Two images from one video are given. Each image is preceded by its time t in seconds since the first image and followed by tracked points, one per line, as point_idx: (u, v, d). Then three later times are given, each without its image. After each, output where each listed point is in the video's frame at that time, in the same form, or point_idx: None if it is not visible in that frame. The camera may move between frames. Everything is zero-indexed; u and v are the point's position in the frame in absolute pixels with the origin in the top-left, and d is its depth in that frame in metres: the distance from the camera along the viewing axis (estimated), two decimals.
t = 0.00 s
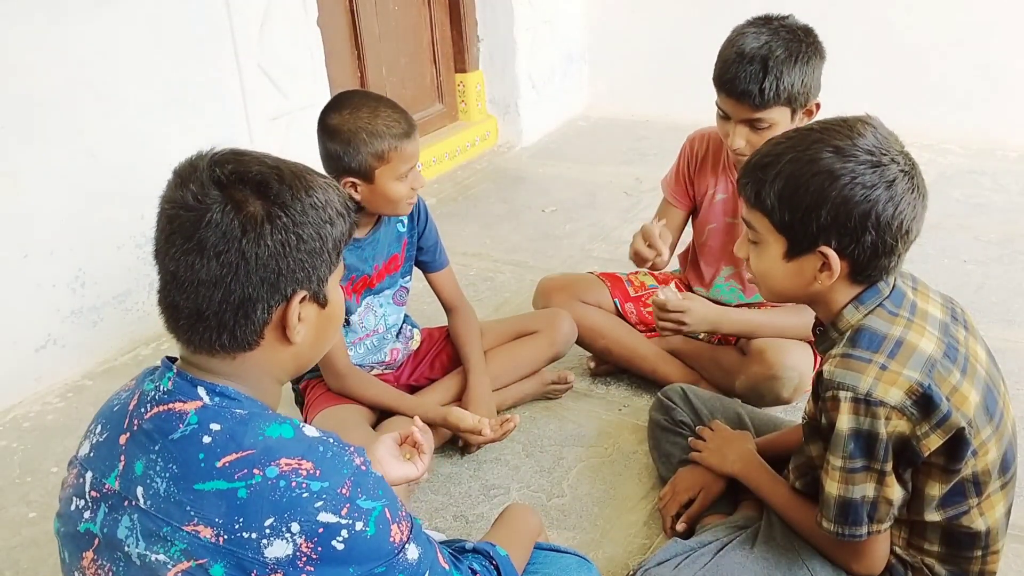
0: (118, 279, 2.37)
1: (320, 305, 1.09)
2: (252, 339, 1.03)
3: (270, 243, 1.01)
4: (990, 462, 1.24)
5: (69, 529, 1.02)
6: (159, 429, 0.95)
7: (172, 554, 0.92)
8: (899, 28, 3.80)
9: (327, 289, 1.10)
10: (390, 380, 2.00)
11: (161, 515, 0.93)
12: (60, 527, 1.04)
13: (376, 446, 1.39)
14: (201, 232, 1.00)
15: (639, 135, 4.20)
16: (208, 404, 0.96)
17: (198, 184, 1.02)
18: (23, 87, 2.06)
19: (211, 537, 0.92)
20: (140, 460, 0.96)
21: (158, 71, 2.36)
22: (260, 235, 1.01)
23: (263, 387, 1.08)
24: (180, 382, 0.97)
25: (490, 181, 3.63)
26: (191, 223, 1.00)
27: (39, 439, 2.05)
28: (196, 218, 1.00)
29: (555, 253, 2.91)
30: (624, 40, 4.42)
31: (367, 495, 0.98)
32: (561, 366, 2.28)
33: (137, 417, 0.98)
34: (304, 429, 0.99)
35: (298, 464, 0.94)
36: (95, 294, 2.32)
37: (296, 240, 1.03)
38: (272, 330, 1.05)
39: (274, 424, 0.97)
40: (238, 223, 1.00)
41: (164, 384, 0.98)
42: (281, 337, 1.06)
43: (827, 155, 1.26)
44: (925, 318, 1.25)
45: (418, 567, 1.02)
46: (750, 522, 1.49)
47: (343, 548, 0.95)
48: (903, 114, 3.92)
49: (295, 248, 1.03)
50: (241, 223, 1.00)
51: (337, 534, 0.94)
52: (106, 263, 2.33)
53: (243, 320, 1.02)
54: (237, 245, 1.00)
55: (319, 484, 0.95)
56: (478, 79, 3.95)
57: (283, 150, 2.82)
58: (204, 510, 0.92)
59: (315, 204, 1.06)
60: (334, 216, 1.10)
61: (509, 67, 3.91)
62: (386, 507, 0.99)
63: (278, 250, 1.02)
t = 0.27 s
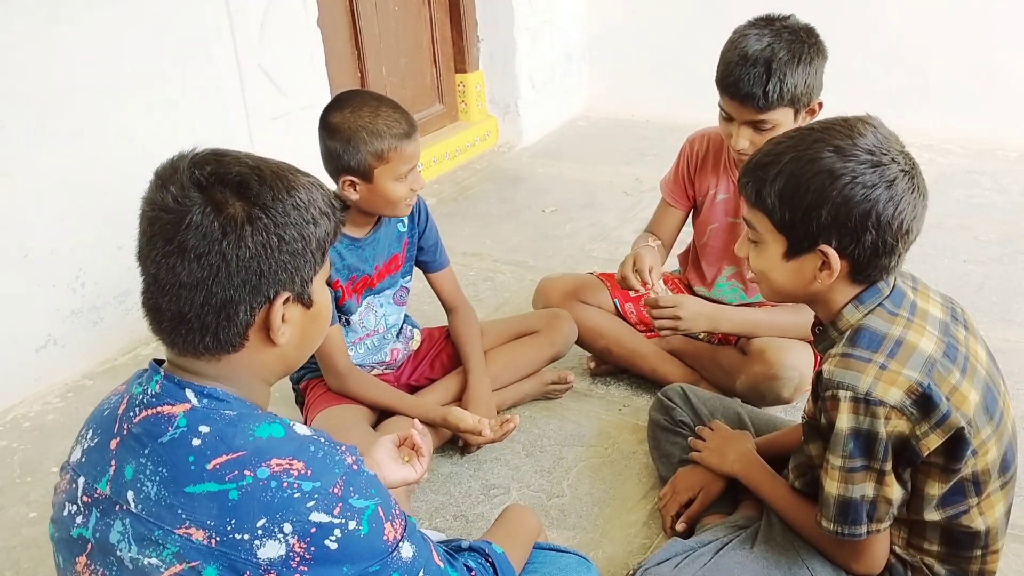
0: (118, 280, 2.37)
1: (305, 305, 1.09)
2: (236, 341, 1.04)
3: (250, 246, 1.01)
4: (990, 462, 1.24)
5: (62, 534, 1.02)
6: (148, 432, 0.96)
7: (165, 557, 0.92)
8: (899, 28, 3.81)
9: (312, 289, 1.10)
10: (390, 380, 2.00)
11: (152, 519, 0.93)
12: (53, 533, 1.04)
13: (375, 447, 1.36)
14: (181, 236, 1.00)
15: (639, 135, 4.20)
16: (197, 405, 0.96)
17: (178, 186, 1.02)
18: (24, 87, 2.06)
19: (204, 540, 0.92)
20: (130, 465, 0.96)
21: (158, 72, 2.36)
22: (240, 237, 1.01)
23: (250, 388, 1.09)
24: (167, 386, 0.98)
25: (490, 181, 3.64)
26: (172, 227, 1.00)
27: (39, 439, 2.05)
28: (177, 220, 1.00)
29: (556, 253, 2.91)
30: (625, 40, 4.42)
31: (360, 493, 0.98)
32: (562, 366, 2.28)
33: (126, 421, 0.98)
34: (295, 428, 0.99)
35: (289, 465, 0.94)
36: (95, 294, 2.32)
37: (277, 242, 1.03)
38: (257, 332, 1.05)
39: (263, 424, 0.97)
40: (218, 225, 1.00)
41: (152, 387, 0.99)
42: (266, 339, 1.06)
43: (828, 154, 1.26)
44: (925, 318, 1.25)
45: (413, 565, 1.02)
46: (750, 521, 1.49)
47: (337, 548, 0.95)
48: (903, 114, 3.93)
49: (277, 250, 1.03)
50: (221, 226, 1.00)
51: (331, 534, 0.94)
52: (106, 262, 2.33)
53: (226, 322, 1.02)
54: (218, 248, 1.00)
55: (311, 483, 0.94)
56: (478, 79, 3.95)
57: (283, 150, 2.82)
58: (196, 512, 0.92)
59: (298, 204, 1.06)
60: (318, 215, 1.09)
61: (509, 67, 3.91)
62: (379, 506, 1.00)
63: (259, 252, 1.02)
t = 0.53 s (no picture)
0: (118, 279, 2.37)
1: (295, 309, 1.09)
2: (225, 342, 1.03)
3: (243, 247, 1.01)
4: (990, 461, 1.24)
5: (56, 538, 1.02)
6: (139, 433, 0.96)
7: (158, 557, 0.92)
8: (899, 28, 3.81)
9: (303, 293, 1.10)
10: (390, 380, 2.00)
11: (145, 520, 0.93)
12: (48, 537, 1.04)
13: (374, 446, 1.37)
14: (174, 234, 1.00)
15: (639, 135, 4.20)
16: (187, 406, 0.96)
17: (173, 185, 1.02)
18: (24, 87, 2.06)
19: (197, 539, 0.92)
20: (121, 466, 0.96)
21: (158, 71, 2.36)
22: (233, 238, 1.01)
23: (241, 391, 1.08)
24: (158, 386, 0.98)
25: (490, 181, 3.63)
26: (165, 225, 1.00)
27: (38, 439, 2.05)
28: (170, 219, 1.00)
29: (556, 253, 2.91)
30: (625, 40, 4.42)
31: (352, 491, 0.98)
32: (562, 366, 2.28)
33: (117, 423, 0.98)
34: (286, 426, 0.99)
35: (281, 462, 0.95)
36: (95, 294, 2.32)
37: (270, 244, 1.03)
38: (246, 334, 1.05)
39: (255, 423, 0.97)
40: (212, 225, 1.00)
41: (143, 388, 0.98)
42: (255, 341, 1.06)
43: (826, 155, 1.26)
44: (924, 318, 1.25)
45: (407, 564, 1.02)
46: (750, 522, 1.49)
47: (331, 545, 0.95)
48: (903, 114, 3.92)
49: (270, 252, 1.03)
50: (215, 226, 1.00)
51: (324, 530, 0.95)
52: (106, 262, 2.33)
53: (216, 323, 1.02)
54: (211, 248, 1.00)
55: (304, 481, 0.95)
56: (478, 79, 3.95)
57: (283, 149, 2.82)
58: (188, 512, 0.92)
59: (292, 208, 1.06)
60: (312, 220, 1.09)
61: (509, 67, 3.91)
62: (372, 503, 1.00)
63: (252, 253, 1.02)
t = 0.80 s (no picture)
0: (118, 280, 2.37)
1: (291, 309, 1.09)
2: (221, 340, 1.03)
3: (241, 246, 1.01)
4: (990, 462, 1.24)
5: (54, 536, 1.02)
6: (136, 432, 0.96)
7: (156, 555, 0.92)
8: (899, 28, 3.81)
9: (299, 293, 1.10)
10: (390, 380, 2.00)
11: (144, 517, 0.94)
12: (45, 535, 1.04)
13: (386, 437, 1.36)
14: (172, 231, 1.00)
15: (640, 135, 4.20)
16: (185, 404, 0.96)
17: (173, 182, 1.02)
18: (23, 87, 2.06)
19: (196, 536, 0.92)
20: (119, 465, 0.96)
21: (158, 71, 2.36)
22: (232, 237, 1.01)
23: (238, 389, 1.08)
24: (155, 385, 0.98)
25: (490, 181, 3.63)
26: (164, 222, 1.00)
27: (38, 439, 2.05)
28: (169, 217, 1.00)
29: (556, 253, 2.91)
30: (625, 40, 4.42)
31: (350, 489, 0.98)
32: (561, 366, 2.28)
33: (115, 422, 0.98)
34: (284, 424, 0.99)
35: (280, 459, 0.95)
36: (96, 294, 2.32)
37: (268, 244, 1.03)
38: (242, 333, 1.05)
39: (253, 420, 0.97)
40: (211, 223, 1.00)
41: (140, 387, 0.99)
42: (250, 340, 1.06)
43: (825, 155, 1.27)
44: (923, 318, 1.25)
45: (406, 563, 1.02)
46: (750, 522, 1.49)
47: (329, 543, 0.95)
48: (903, 114, 3.92)
49: (267, 252, 1.03)
50: (214, 224, 1.00)
51: (322, 528, 0.94)
52: (106, 262, 2.33)
53: (211, 321, 1.02)
54: (208, 246, 1.00)
55: (302, 478, 0.95)
56: (478, 79, 3.94)
57: (283, 150, 2.82)
58: (187, 509, 0.92)
59: (290, 208, 1.06)
60: (310, 221, 1.09)
61: (509, 67, 3.91)
62: (370, 501, 1.00)
63: (249, 252, 1.02)
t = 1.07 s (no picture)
0: (118, 280, 2.37)
1: (301, 304, 1.09)
2: (233, 334, 1.03)
3: (256, 239, 1.02)
4: (990, 462, 1.24)
5: (61, 527, 1.01)
6: (146, 424, 0.96)
7: (164, 546, 0.92)
8: (899, 28, 3.81)
9: (309, 289, 1.10)
10: (391, 380, 2.00)
11: (151, 509, 0.93)
12: (52, 527, 1.03)
13: (404, 424, 1.38)
14: (187, 224, 1.00)
15: (640, 135, 4.20)
16: (195, 398, 0.96)
17: (187, 177, 1.02)
18: (23, 88, 2.06)
19: (203, 528, 0.91)
20: (128, 457, 0.96)
21: (158, 71, 2.36)
22: (246, 230, 1.01)
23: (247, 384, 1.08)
24: (166, 377, 0.98)
25: (490, 181, 3.63)
26: (179, 214, 1.00)
27: (38, 439, 2.05)
28: (184, 210, 1.00)
29: (556, 253, 2.91)
30: (625, 39, 4.42)
31: (356, 485, 0.98)
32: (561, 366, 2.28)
33: (124, 414, 0.98)
34: (292, 420, 1.00)
35: (288, 454, 0.95)
36: (96, 294, 2.32)
37: (281, 239, 1.04)
38: (254, 327, 1.05)
39: (262, 415, 0.97)
40: (226, 217, 1.01)
41: (150, 380, 0.99)
42: (262, 334, 1.06)
43: (825, 155, 1.27)
44: (924, 318, 1.25)
45: (410, 560, 1.03)
46: (750, 522, 1.49)
47: (334, 537, 0.95)
48: (903, 114, 3.93)
49: (281, 246, 1.04)
50: (229, 217, 1.01)
51: (328, 522, 0.95)
52: (106, 262, 2.33)
53: (225, 314, 1.01)
54: (223, 239, 1.00)
55: (309, 472, 0.95)
56: (478, 79, 3.94)
57: (283, 150, 2.82)
58: (194, 501, 0.92)
59: (302, 204, 1.07)
60: (319, 218, 1.10)
61: (509, 67, 3.91)
62: (376, 498, 1.00)
63: (263, 247, 1.02)
